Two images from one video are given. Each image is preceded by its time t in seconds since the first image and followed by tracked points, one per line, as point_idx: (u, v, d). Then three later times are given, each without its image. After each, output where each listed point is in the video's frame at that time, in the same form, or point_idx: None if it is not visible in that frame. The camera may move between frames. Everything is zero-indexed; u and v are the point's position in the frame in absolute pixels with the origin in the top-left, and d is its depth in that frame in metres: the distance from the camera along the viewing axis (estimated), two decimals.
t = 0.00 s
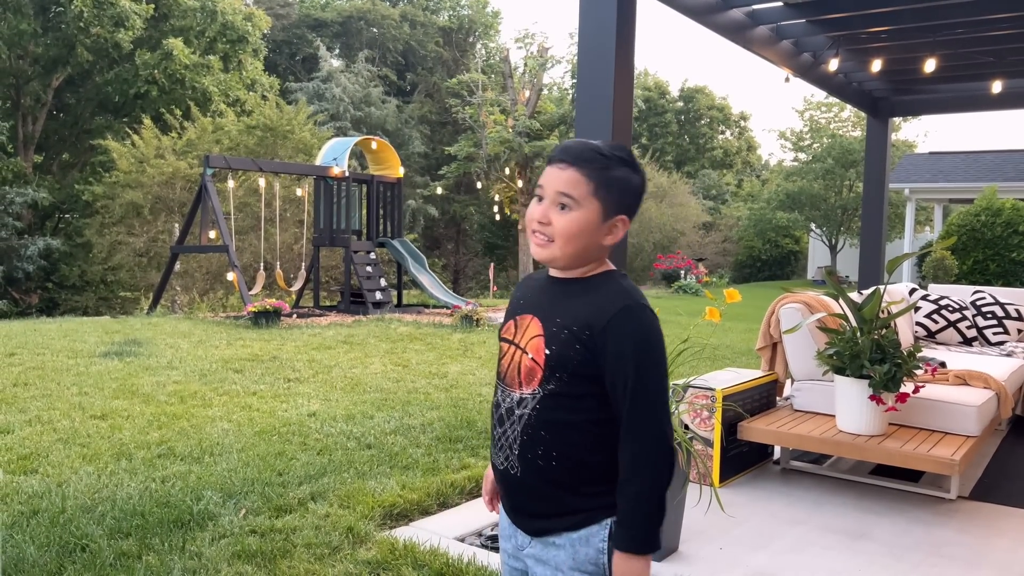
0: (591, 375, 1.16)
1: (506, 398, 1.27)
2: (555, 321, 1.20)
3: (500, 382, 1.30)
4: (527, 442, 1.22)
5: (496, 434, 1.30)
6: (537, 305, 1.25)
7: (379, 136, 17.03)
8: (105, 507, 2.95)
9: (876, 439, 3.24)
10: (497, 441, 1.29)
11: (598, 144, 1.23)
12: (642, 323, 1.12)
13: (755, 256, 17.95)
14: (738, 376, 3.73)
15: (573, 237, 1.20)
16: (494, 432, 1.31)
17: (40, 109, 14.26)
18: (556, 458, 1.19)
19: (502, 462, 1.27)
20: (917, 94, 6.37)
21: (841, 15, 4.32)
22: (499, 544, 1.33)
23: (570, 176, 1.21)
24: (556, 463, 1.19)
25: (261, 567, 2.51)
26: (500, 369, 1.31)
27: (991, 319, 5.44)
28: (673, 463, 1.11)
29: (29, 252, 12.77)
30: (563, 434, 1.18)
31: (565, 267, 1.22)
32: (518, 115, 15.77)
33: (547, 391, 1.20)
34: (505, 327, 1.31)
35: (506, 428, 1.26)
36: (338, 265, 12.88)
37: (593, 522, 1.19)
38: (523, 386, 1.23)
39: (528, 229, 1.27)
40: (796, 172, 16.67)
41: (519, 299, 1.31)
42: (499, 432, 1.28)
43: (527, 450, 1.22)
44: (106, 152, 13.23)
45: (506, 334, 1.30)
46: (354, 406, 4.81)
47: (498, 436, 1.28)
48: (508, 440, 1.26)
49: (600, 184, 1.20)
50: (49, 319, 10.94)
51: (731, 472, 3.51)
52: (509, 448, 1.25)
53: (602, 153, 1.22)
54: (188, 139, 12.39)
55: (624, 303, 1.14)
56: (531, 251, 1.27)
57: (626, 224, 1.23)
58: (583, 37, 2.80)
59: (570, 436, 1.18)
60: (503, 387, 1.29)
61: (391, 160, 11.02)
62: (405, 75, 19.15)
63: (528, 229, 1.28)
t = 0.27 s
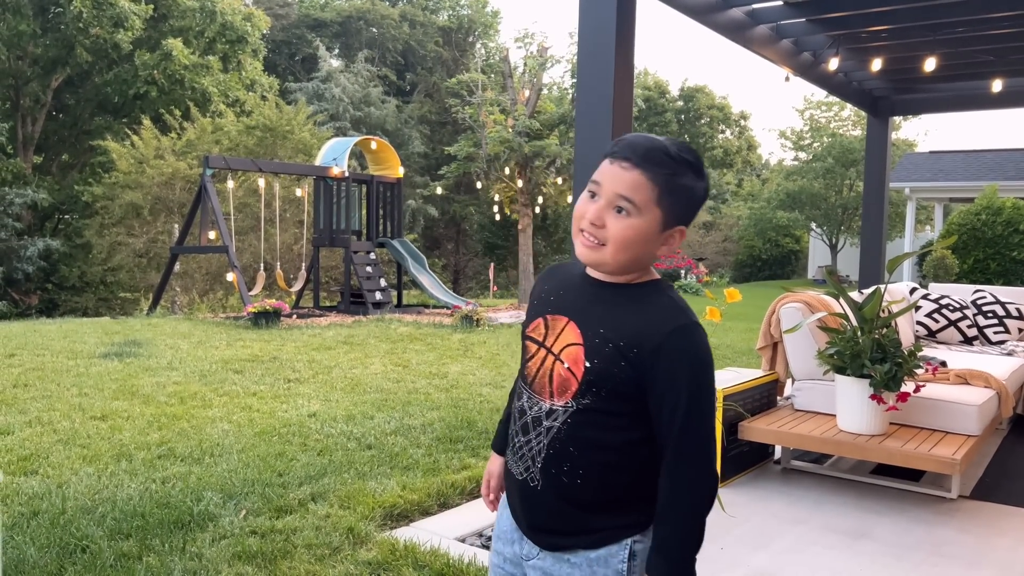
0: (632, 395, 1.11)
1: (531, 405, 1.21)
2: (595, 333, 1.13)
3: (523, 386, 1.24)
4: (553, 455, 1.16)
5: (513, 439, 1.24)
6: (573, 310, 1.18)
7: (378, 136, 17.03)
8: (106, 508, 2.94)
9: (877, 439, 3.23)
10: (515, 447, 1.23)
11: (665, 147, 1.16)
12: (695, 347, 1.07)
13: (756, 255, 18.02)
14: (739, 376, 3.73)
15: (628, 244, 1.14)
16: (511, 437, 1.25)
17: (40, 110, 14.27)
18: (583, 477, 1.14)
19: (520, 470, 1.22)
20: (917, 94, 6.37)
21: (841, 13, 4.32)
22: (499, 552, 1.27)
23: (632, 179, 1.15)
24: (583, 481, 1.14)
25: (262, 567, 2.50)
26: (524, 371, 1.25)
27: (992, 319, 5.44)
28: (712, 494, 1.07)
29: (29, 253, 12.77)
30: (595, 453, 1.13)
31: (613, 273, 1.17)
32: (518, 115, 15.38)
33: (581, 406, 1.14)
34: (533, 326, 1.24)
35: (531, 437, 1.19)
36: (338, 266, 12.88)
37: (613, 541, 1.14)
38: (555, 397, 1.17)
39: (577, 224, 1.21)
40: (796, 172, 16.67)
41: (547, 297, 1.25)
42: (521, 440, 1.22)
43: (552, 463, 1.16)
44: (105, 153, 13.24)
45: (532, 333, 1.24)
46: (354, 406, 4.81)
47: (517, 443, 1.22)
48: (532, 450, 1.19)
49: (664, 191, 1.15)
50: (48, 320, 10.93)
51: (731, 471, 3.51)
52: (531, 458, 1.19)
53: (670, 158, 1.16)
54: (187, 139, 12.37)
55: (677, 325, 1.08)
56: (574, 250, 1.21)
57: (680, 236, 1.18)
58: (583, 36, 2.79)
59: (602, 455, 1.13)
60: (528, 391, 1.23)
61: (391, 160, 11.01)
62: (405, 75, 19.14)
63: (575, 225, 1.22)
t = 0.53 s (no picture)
0: (652, 400, 1.11)
1: (546, 408, 1.19)
2: (615, 337, 1.12)
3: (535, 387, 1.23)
4: (568, 461, 1.15)
5: (522, 442, 1.23)
6: (591, 313, 1.17)
7: (378, 136, 17.03)
8: (107, 509, 2.94)
9: (877, 437, 3.23)
10: (523, 449, 1.21)
11: (695, 152, 1.18)
12: (717, 354, 1.07)
13: (756, 254, 18.11)
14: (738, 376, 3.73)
15: (657, 245, 1.15)
16: (519, 440, 1.24)
17: (39, 110, 14.26)
18: (598, 483, 1.13)
19: (530, 474, 1.20)
20: (917, 92, 6.37)
21: (840, 12, 4.33)
22: (498, 554, 1.25)
23: (666, 179, 1.16)
24: (597, 488, 1.13)
25: (262, 568, 2.50)
26: (537, 372, 1.23)
27: (992, 317, 5.44)
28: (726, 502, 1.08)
29: (29, 254, 12.76)
30: (612, 459, 1.12)
31: (636, 275, 1.16)
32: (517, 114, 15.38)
33: (601, 411, 1.13)
34: (546, 327, 1.23)
35: (544, 441, 1.18)
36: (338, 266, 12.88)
37: (623, 549, 1.14)
38: (573, 402, 1.15)
39: (600, 222, 1.20)
40: (796, 171, 16.66)
41: (559, 297, 1.24)
42: (532, 443, 1.20)
43: (567, 468, 1.15)
44: (105, 154, 13.23)
45: (545, 334, 1.23)
46: (354, 407, 4.81)
47: (527, 447, 1.21)
48: (546, 454, 1.18)
49: (695, 195, 1.16)
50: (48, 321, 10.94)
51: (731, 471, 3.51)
52: (543, 463, 1.18)
53: (702, 163, 1.17)
54: (186, 139, 12.34)
55: (700, 332, 1.08)
56: (595, 249, 1.21)
57: (704, 241, 1.20)
58: (581, 35, 2.79)
59: (619, 460, 1.12)
60: (542, 393, 1.21)
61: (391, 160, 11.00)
62: (404, 75, 19.14)
63: (597, 223, 1.21)
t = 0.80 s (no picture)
0: (663, 394, 1.11)
1: (552, 410, 1.17)
2: (624, 331, 1.12)
3: (535, 389, 1.20)
4: (579, 462, 1.13)
5: (523, 446, 1.20)
6: (595, 309, 1.16)
7: (377, 135, 17.05)
8: (108, 509, 2.95)
9: (877, 435, 3.23)
10: (526, 453, 1.19)
11: (692, 146, 1.19)
12: (725, 345, 1.10)
13: (756, 252, 18.09)
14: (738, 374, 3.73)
15: (659, 237, 1.15)
16: (519, 444, 1.21)
17: (38, 111, 14.26)
18: (609, 484, 1.12)
19: (537, 480, 1.17)
20: (917, 90, 6.36)
21: (839, 10, 4.33)
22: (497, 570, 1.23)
23: (668, 171, 1.16)
24: (610, 489, 1.12)
25: (263, 568, 2.51)
26: (537, 373, 1.21)
27: (992, 314, 5.45)
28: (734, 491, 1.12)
29: (28, 255, 12.76)
30: (625, 457, 1.12)
31: (638, 269, 1.16)
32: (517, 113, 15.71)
33: (612, 409, 1.12)
34: (544, 326, 1.20)
35: (553, 442, 1.15)
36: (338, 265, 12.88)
37: (632, 553, 1.14)
38: (585, 402, 1.13)
39: (598, 217, 1.20)
40: (795, 169, 16.76)
41: (555, 294, 1.22)
42: (540, 447, 1.17)
43: (578, 471, 1.13)
44: (104, 154, 13.22)
45: (545, 334, 1.21)
46: (354, 407, 4.80)
47: (530, 451, 1.18)
48: (555, 458, 1.15)
49: (695, 187, 1.17)
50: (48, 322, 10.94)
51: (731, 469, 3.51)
52: (553, 467, 1.15)
53: (699, 157, 1.19)
54: (186, 139, 12.33)
55: (709, 322, 1.10)
56: (593, 244, 1.20)
57: (699, 235, 1.21)
58: (581, 33, 2.80)
59: (631, 458, 1.12)
60: (545, 394, 1.19)
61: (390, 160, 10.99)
62: (403, 74, 19.13)
63: (595, 218, 1.21)
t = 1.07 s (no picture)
0: (651, 388, 1.12)
1: (541, 413, 1.14)
2: (610, 326, 1.11)
3: (518, 394, 1.17)
4: (573, 464, 1.11)
5: (508, 452, 1.17)
6: (576, 307, 1.14)
7: (376, 134, 17.07)
8: (108, 509, 2.94)
9: (878, 432, 3.23)
10: (514, 460, 1.16)
11: (661, 142, 1.22)
12: (705, 332, 1.13)
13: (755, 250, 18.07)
14: (738, 372, 3.72)
15: (634, 230, 1.16)
16: (504, 451, 1.18)
17: (37, 111, 14.25)
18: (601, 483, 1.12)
19: (529, 487, 1.14)
20: (916, 87, 6.36)
21: (838, 7, 4.32)
22: None
23: (640, 166, 1.18)
24: (603, 489, 1.12)
25: (264, 567, 2.50)
26: (519, 376, 1.17)
27: (991, 311, 5.45)
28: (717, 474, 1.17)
29: (28, 255, 12.74)
30: (617, 456, 1.11)
31: (614, 265, 1.16)
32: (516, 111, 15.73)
33: (603, 407, 1.11)
34: (523, 329, 1.17)
35: (544, 446, 1.13)
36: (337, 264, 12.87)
37: (626, 554, 1.16)
38: (574, 401, 1.12)
39: (571, 213, 1.20)
40: (795, 167, 17.07)
41: (530, 294, 1.19)
42: (529, 452, 1.14)
43: (572, 473, 1.11)
44: (103, 154, 13.20)
45: (525, 336, 1.17)
46: (354, 405, 4.80)
47: (518, 457, 1.15)
48: (546, 464, 1.13)
49: (665, 182, 1.19)
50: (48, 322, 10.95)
51: (732, 467, 3.51)
52: (545, 472, 1.13)
53: (667, 153, 1.21)
54: (185, 139, 12.33)
55: (689, 310, 1.13)
56: (566, 241, 1.20)
57: (668, 230, 1.23)
58: (580, 29, 2.79)
59: (623, 456, 1.12)
60: (530, 397, 1.16)
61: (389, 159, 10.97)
62: (402, 73, 19.12)
63: (567, 214, 1.20)
